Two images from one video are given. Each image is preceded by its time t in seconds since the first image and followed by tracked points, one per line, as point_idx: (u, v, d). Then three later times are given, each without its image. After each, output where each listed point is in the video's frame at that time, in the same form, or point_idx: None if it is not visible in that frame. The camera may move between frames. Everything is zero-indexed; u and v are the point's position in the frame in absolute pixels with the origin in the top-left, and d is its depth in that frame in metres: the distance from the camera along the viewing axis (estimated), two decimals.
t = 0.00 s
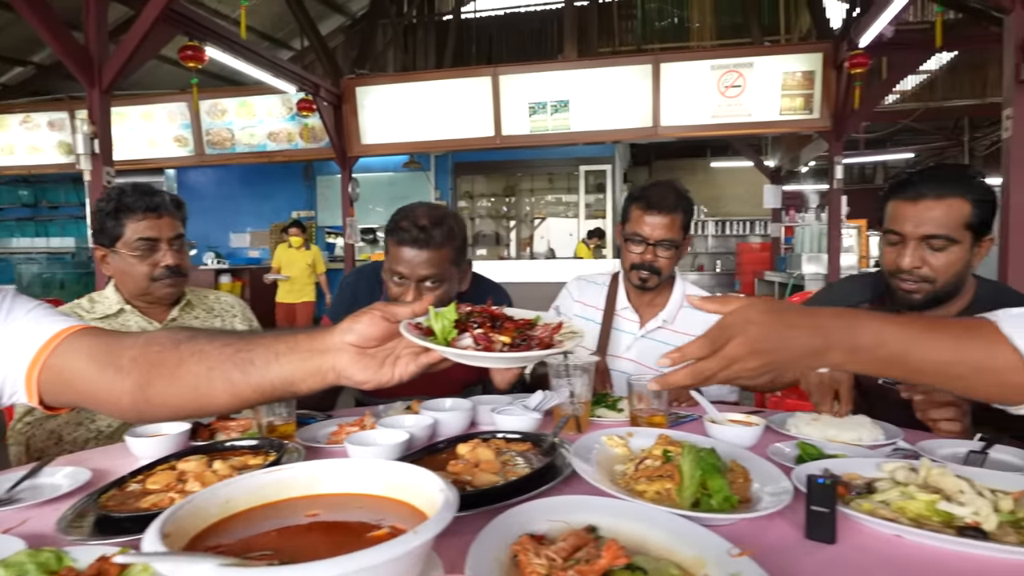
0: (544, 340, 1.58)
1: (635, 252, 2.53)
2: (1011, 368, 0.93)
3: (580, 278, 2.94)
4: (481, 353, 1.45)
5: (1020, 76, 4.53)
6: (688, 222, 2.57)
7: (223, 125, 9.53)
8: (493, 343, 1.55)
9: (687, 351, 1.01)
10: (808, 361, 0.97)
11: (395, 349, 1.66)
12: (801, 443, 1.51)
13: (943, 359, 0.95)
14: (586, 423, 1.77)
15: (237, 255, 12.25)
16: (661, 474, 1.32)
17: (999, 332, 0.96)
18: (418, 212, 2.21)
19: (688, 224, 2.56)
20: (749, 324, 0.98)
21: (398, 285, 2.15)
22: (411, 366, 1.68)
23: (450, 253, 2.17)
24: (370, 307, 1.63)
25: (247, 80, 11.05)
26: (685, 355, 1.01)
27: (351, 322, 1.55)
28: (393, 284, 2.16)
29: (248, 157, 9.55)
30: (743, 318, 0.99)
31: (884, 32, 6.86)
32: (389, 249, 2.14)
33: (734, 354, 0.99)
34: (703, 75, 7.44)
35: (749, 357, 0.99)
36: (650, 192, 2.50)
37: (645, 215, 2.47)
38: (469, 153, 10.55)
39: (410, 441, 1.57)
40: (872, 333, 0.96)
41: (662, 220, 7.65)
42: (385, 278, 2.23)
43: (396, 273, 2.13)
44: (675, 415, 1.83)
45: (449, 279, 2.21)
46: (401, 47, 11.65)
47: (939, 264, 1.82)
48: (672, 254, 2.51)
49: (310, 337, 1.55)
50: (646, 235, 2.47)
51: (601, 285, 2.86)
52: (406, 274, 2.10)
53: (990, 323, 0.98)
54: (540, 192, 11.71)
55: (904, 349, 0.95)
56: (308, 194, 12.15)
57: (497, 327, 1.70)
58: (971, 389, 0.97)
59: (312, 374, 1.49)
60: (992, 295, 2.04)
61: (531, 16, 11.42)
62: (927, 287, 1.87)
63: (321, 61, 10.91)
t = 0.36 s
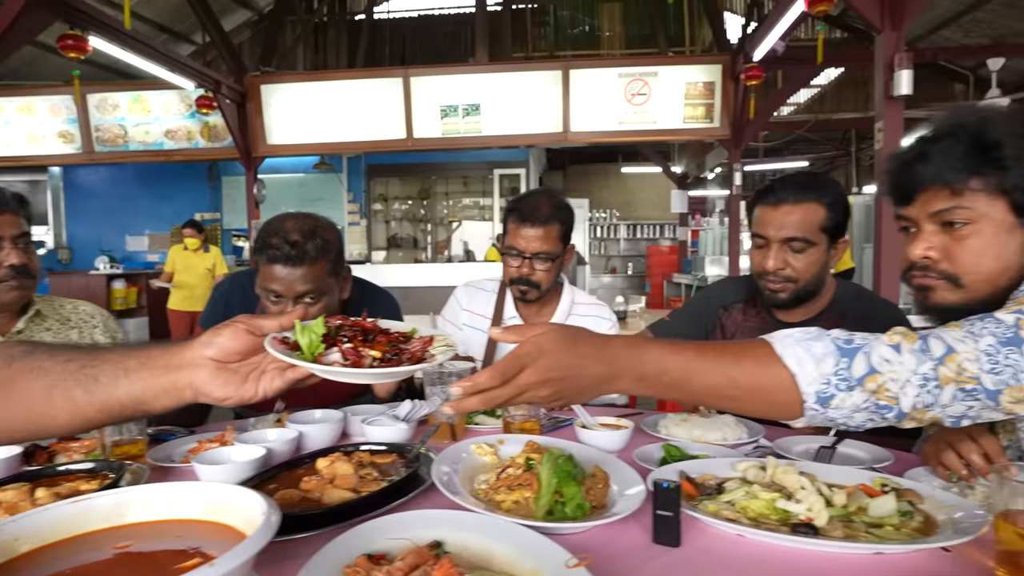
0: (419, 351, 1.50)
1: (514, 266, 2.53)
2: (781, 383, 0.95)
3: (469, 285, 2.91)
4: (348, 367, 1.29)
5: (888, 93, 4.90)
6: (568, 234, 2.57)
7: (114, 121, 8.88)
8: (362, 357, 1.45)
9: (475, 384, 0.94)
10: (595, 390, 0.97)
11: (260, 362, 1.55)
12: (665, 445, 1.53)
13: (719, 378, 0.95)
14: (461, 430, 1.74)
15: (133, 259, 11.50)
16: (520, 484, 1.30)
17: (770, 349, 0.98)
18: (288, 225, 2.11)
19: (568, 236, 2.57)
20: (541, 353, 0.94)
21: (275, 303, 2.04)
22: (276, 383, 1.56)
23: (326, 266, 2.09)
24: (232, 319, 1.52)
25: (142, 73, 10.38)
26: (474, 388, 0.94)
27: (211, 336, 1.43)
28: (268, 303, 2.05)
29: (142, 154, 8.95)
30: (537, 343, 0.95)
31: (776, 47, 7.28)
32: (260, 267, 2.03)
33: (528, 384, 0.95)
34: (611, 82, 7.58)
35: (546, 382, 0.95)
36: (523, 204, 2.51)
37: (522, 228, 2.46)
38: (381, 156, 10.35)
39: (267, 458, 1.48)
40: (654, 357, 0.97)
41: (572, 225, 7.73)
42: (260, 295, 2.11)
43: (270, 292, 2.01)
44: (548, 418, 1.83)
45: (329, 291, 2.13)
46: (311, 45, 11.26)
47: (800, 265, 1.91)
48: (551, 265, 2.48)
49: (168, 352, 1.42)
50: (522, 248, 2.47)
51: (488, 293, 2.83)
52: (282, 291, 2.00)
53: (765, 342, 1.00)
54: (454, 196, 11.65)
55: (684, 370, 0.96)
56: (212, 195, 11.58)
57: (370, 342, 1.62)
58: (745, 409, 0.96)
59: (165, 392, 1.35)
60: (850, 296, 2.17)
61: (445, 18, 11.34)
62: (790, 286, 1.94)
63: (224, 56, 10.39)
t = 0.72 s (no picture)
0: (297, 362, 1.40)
1: (397, 293, 2.47)
2: (624, 393, 1.00)
3: (358, 298, 2.89)
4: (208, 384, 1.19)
5: (791, 104, 5.16)
6: (452, 254, 2.54)
7: (6, 112, 8.19)
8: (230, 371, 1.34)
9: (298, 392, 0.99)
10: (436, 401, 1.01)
11: (120, 378, 1.45)
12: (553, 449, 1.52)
13: (554, 390, 1.00)
14: (350, 438, 1.68)
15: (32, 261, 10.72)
16: (396, 496, 1.25)
17: (615, 358, 1.02)
18: (174, 223, 1.96)
19: (452, 256, 2.54)
20: (375, 364, 0.97)
21: (159, 307, 1.91)
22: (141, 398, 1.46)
23: (217, 266, 1.97)
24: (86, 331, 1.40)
25: (39, 63, 9.70)
26: (299, 394, 0.99)
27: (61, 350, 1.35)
28: (151, 306, 1.91)
29: (38, 149, 8.33)
30: (371, 355, 0.98)
31: (692, 56, 7.57)
32: (141, 267, 1.88)
33: (358, 396, 1.00)
34: (535, 86, 7.53)
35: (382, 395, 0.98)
36: (402, 225, 2.47)
37: (402, 251, 2.41)
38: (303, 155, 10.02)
39: (130, 474, 1.36)
40: (492, 370, 1.00)
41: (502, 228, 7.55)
42: (141, 297, 1.96)
43: (151, 294, 1.88)
44: (443, 425, 1.81)
45: (220, 295, 2.00)
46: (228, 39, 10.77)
47: (692, 267, 2.05)
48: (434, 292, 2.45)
49: (13, 366, 1.38)
50: (401, 273, 2.42)
51: (381, 309, 2.81)
52: (166, 293, 1.86)
53: (610, 351, 1.04)
54: (379, 197, 11.41)
55: (522, 383, 1.00)
56: (120, 194, 10.93)
57: (240, 356, 1.50)
58: (583, 418, 1.02)
59: (9, 411, 1.33)
60: (742, 298, 2.25)
61: (370, 16, 11.12)
62: (683, 287, 2.07)
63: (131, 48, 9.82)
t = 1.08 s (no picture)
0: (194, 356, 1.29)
1: (305, 310, 2.41)
2: (516, 400, 1.02)
3: (276, 304, 2.83)
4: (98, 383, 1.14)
5: (725, 108, 5.28)
6: (365, 268, 2.48)
7: None
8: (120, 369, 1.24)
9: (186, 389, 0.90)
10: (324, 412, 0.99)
11: None
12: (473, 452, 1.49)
13: (443, 396, 1.02)
14: (265, 445, 1.61)
15: None
16: (300, 505, 1.20)
17: (510, 365, 1.05)
18: (65, 227, 1.84)
19: (366, 270, 2.49)
20: (268, 366, 0.93)
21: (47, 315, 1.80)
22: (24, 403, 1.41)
23: (113, 273, 1.86)
24: None
25: None
26: (185, 394, 0.90)
27: None
28: (39, 315, 1.81)
29: None
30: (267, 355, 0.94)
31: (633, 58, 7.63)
32: (28, 273, 1.77)
33: (246, 397, 0.94)
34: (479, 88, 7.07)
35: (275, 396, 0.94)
36: (309, 242, 2.41)
37: (310, 271, 2.35)
38: (239, 153, 9.67)
39: (11, 493, 1.26)
40: (381, 377, 1.00)
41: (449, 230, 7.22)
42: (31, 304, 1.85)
43: (37, 304, 1.77)
44: (364, 432, 1.79)
45: (120, 304, 1.91)
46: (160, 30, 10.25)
47: (616, 268, 2.11)
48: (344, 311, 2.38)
49: None
50: (310, 291, 2.36)
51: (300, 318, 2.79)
52: (51, 302, 1.76)
53: (508, 359, 1.07)
54: (322, 197, 11.03)
55: (410, 394, 1.01)
56: (44, 192, 10.35)
57: (137, 353, 1.39)
58: (477, 425, 1.04)
59: None
60: (671, 300, 2.25)
61: (310, 11, 10.78)
62: (608, 290, 2.14)
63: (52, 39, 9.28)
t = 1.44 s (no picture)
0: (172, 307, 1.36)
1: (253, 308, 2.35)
2: (492, 371, 0.97)
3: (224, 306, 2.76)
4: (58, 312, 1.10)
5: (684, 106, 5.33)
6: (314, 264, 2.44)
7: None
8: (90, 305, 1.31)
9: (163, 327, 0.82)
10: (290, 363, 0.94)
11: None
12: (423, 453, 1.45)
13: (414, 362, 0.96)
14: (205, 450, 1.54)
15: None
16: (237, 514, 1.14)
17: (488, 335, 0.99)
18: None
19: (316, 265, 2.45)
20: (247, 314, 0.88)
21: None
22: None
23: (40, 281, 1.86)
24: None
25: None
26: (160, 331, 0.82)
27: None
28: None
29: None
30: (249, 307, 0.88)
31: (595, 58, 7.78)
32: None
33: (222, 344, 0.88)
34: (439, 84, 6.94)
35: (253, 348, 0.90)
36: (256, 237, 2.34)
37: (257, 269, 2.29)
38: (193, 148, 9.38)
39: None
40: (352, 338, 0.96)
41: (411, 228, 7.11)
42: None
43: None
44: (313, 434, 1.74)
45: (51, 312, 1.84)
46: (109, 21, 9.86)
47: (571, 264, 2.10)
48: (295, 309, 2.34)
49: None
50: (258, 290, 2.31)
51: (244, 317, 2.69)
52: None
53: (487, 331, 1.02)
54: (282, 194, 10.76)
55: (382, 356, 0.96)
56: None
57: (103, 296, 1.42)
58: (446, 398, 0.99)
59: None
60: (626, 296, 2.25)
61: (268, 5, 10.47)
62: (564, 286, 2.13)
63: None
